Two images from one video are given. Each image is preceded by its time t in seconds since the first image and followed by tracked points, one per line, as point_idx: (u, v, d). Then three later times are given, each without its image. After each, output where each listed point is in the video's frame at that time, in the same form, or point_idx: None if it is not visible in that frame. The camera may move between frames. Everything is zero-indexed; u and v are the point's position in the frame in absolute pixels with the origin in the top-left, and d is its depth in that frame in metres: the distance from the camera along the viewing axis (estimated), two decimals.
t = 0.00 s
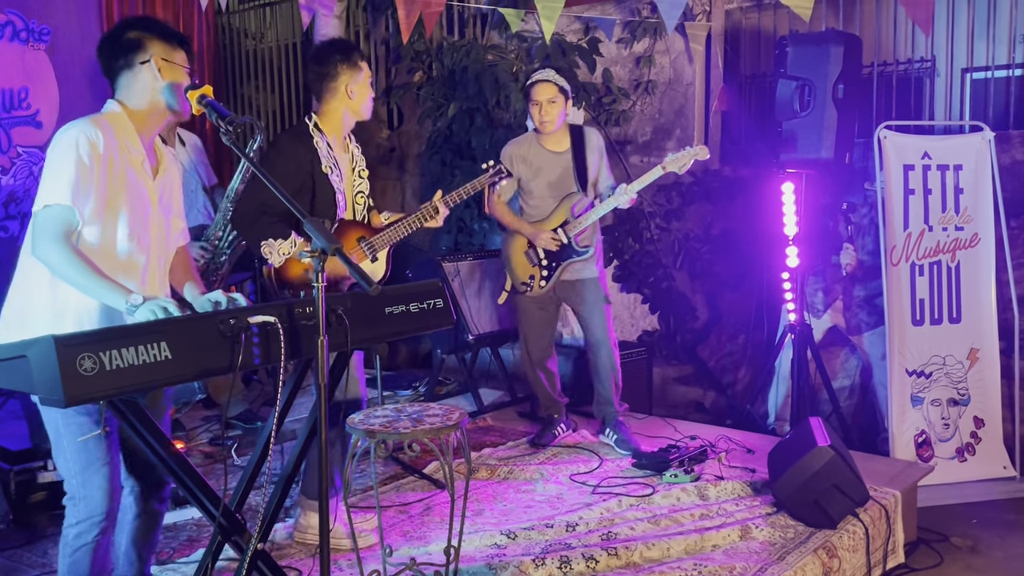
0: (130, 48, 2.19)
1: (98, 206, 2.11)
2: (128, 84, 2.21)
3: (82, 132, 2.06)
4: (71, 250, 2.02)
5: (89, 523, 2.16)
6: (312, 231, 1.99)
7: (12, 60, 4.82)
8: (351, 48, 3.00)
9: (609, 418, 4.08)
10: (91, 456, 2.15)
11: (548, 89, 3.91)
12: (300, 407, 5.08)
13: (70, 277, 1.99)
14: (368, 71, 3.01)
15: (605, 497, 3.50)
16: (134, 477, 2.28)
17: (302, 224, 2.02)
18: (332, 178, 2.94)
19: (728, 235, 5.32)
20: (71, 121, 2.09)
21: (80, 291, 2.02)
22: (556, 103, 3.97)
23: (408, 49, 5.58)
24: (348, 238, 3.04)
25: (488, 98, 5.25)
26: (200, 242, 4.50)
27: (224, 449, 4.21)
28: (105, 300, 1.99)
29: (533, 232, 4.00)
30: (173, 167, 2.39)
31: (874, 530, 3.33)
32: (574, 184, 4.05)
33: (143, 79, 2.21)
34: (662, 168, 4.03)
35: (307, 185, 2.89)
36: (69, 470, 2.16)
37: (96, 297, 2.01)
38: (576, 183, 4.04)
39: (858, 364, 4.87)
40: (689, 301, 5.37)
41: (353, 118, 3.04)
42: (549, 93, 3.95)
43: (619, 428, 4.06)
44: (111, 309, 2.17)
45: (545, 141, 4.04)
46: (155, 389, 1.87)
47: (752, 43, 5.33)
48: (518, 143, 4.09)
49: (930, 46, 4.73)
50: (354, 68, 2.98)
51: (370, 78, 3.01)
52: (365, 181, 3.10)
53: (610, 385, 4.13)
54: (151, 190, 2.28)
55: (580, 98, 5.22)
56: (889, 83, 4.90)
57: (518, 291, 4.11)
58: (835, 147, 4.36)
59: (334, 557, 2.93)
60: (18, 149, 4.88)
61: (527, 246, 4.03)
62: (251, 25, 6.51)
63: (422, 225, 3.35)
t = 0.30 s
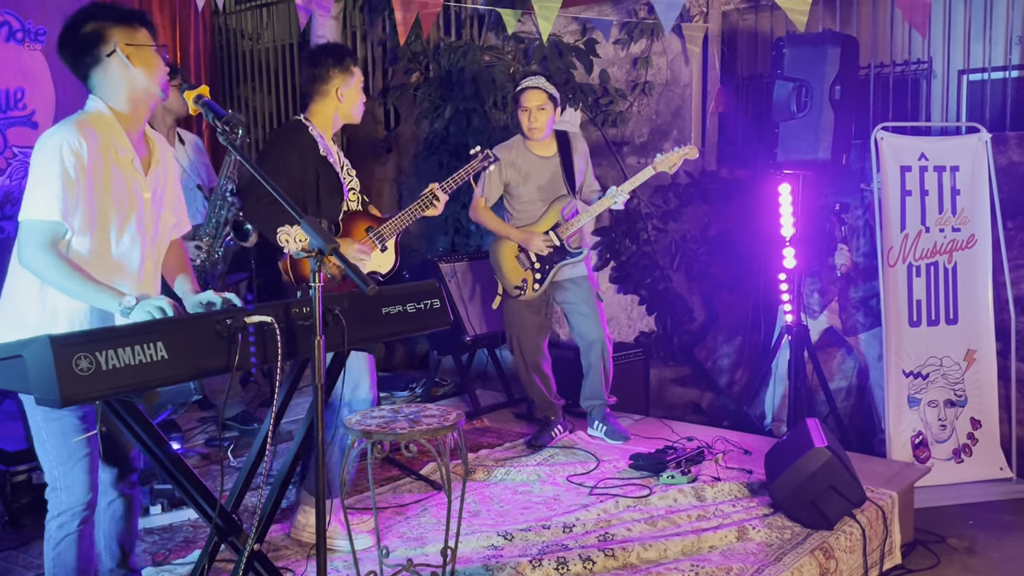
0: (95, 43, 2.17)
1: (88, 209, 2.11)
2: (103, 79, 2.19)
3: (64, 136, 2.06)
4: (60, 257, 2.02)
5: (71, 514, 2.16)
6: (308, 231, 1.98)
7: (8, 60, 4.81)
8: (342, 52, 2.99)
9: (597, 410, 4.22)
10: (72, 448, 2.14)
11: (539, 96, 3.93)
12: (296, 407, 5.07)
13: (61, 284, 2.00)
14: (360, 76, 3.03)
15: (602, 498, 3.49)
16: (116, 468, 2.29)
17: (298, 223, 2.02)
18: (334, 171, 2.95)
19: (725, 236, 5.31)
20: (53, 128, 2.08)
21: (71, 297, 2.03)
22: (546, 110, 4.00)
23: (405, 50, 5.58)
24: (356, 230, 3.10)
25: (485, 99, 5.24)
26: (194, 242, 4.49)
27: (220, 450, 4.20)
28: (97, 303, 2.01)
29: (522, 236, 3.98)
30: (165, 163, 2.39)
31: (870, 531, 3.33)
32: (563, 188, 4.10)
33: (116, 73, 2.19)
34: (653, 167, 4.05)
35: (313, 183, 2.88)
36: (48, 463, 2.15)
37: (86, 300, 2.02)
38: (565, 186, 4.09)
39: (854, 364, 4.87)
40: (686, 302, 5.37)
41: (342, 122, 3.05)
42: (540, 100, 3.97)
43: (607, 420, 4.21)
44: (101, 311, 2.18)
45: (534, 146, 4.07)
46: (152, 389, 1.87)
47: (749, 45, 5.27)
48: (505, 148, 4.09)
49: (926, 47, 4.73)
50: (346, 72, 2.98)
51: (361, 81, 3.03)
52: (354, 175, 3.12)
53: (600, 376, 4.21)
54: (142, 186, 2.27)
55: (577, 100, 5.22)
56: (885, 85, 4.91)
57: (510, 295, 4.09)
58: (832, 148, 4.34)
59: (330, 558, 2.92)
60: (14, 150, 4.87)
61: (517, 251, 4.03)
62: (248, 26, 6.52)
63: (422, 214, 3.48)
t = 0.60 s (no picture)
0: (82, 48, 2.13)
1: (62, 221, 2.10)
2: (84, 87, 2.16)
3: (24, 154, 2.04)
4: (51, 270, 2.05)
5: (82, 513, 2.16)
6: (308, 231, 1.99)
7: (7, 61, 4.82)
8: (349, 50, 3.00)
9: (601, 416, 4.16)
10: (87, 448, 2.15)
11: (538, 87, 3.91)
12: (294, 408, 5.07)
13: (61, 293, 2.03)
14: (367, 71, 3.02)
15: (600, 498, 3.50)
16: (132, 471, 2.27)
17: (298, 223, 2.02)
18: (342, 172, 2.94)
19: (723, 237, 5.33)
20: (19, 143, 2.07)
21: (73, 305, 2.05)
22: (544, 99, 3.98)
23: (403, 51, 5.60)
24: (353, 237, 3.02)
25: (483, 99, 5.24)
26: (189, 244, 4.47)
27: (218, 450, 4.20)
28: (98, 308, 2.01)
29: (523, 232, 3.99)
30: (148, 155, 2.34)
31: (868, 532, 3.34)
32: (563, 178, 4.04)
33: (100, 82, 2.17)
34: (653, 154, 4.02)
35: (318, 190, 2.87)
36: (64, 461, 2.17)
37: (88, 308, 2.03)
38: (565, 176, 4.04)
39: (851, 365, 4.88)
40: (684, 303, 5.37)
41: (352, 119, 3.05)
42: (539, 90, 3.94)
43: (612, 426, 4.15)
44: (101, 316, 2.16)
45: (533, 136, 4.04)
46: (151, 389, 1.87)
47: (746, 46, 5.30)
48: (507, 136, 4.08)
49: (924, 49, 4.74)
50: (354, 69, 2.97)
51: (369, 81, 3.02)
52: (361, 180, 3.06)
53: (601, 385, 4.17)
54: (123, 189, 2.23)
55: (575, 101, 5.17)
56: (883, 87, 4.92)
57: (516, 288, 4.10)
58: (830, 149, 4.35)
59: (328, 558, 2.92)
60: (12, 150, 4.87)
61: (520, 244, 4.03)
62: (246, 26, 6.51)
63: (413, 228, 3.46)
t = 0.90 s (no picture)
0: (76, 48, 2.14)
1: (70, 221, 2.11)
2: (84, 87, 2.17)
3: (28, 155, 2.06)
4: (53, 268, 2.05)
5: (72, 504, 2.16)
6: (307, 231, 1.99)
7: (5, 60, 4.82)
8: (345, 51, 2.98)
9: (602, 419, 4.11)
10: (75, 441, 2.14)
11: (552, 87, 3.90)
12: (293, 408, 5.07)
13: (64, 290, 2.04)
14: (360, 77, 3.01)
15: (598, 499, 3.50)
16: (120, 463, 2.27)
17: (297, 224, 2.02)
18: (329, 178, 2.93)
19: (722, 237, 5.35)
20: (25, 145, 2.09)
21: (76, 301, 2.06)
22: (558, 99, 3.96)
23: (402, 51, 5.60)
24: (348, 236, 3.03)
25: (483, 101, 5.28)
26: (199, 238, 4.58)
27: (216, 450, 4.20)
28: (101, 306, 2.02)
29: (534, 230, 3.99)
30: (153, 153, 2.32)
31: (866, 533, 3.34)
32: (577, 178, 4.04)
33: (97, 81, 2.17)
34: (665, 155, 4.00)
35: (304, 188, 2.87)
36: (54, 454, 2.17)
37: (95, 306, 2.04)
38: (580, 177, 4.03)
39: (849, 366, 4.89)
40: (682, 304, 5.36)
41: (339, 125, 3.04)
42: (554, 91, 3.93)
43: (612, 428, 4.09)
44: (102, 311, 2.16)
45: (548, 135, 4.04)
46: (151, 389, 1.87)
47: (745, 46, 5.35)
48: (520, 136, 4.09)
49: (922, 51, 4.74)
50: (348, 72, 2.97)
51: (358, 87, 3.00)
52: (353, 176, 3.11)
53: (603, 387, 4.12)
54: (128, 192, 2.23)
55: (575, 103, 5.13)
56: (881, 87, 4.92)
57: (528, 288, 4.09)
58: (828, 150, 4.35)
59: (326, 558, 2.92)
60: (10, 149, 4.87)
61: (532, 244, 4.03)
62: (244, 27, 6.50)
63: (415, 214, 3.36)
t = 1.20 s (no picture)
0: (107, 57, 2.15)
1: (81, 216, 2.11)
2: (107, 92, 2.18)
3: (47, 146, 2.05)
4: (61, 260, 2.03)
5: (83, 511, 2.15)
6: (307, 231, 1.99)
7: (5, 60, 4.82)
8: (359, 52, 2.97)
9: (605, 422, 4.08)
10: (88, 445, 2.14)
11: (587, 95, 3.88)
12: (292, 408, 5.07)
13: (64, 286, 2.01)
14: (371, 76, 3.00)
15: (598, 499, 3.49)
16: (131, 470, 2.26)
17: (296, 223, 2.02)
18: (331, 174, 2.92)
19: (722, 237, 5.39)
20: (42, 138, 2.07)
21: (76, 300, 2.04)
22: (592, 106, 3.94)
23: (401, 51, 5.57)
24: (345, 237, 3.01)
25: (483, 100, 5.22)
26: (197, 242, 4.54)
27: (215, 450, 4.19)
28: (98, 307, 2.01)
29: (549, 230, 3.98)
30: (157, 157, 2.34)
31: (865, 533, 3.34)
32: (600, 183, 4.03)
33: (123, 88, 2.18)
34: (689, 168, 3.99)
35: (304, 181, 2.87)
36: (64, 459, 2.16)
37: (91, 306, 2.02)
38: (602, 181, 4.03)
39: (848, 366, 4.90)
40: (681, 304, 5.35)
41: (348, 125, 3.04)
42: (588, 98, 3.91)
43: (614, 433, 4.06)
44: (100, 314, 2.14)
45: (576, 138, 4.01)
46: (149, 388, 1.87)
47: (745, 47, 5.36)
48: (547, 136, 4.06)
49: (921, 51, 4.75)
50: (358, 72, 2.95)
51: (369, 89, 2.98)
52: (360, 176, 3.09)
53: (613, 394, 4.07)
54: (135, 197, 2.24)
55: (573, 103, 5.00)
56: (881, 86, 4.95)
57: (539, 289, 4.09)
58: (828, 150, 4.36)
59: (326, 558, 2.91)
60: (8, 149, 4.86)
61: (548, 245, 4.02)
62: (243, 26, 6.51)
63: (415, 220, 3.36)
